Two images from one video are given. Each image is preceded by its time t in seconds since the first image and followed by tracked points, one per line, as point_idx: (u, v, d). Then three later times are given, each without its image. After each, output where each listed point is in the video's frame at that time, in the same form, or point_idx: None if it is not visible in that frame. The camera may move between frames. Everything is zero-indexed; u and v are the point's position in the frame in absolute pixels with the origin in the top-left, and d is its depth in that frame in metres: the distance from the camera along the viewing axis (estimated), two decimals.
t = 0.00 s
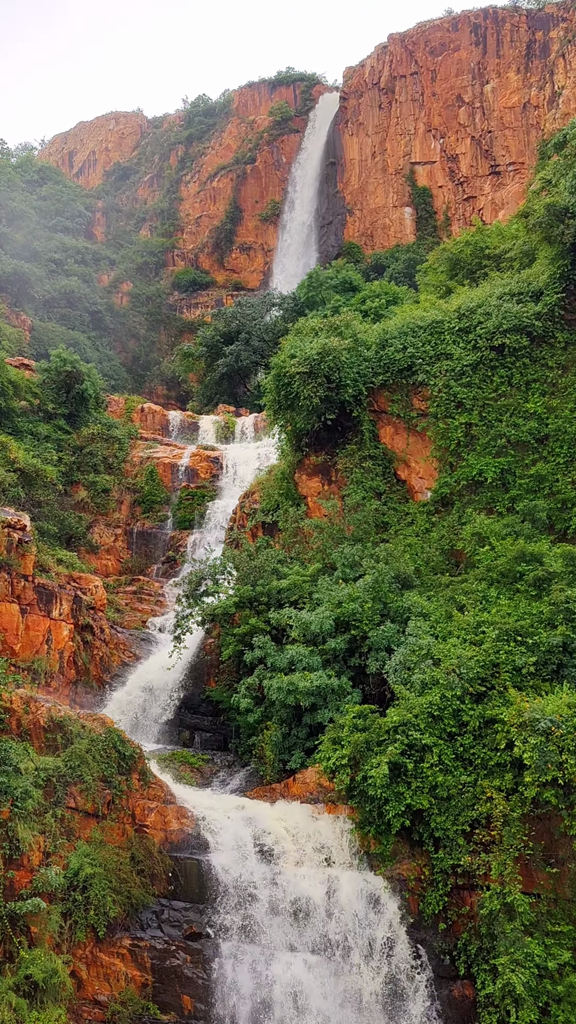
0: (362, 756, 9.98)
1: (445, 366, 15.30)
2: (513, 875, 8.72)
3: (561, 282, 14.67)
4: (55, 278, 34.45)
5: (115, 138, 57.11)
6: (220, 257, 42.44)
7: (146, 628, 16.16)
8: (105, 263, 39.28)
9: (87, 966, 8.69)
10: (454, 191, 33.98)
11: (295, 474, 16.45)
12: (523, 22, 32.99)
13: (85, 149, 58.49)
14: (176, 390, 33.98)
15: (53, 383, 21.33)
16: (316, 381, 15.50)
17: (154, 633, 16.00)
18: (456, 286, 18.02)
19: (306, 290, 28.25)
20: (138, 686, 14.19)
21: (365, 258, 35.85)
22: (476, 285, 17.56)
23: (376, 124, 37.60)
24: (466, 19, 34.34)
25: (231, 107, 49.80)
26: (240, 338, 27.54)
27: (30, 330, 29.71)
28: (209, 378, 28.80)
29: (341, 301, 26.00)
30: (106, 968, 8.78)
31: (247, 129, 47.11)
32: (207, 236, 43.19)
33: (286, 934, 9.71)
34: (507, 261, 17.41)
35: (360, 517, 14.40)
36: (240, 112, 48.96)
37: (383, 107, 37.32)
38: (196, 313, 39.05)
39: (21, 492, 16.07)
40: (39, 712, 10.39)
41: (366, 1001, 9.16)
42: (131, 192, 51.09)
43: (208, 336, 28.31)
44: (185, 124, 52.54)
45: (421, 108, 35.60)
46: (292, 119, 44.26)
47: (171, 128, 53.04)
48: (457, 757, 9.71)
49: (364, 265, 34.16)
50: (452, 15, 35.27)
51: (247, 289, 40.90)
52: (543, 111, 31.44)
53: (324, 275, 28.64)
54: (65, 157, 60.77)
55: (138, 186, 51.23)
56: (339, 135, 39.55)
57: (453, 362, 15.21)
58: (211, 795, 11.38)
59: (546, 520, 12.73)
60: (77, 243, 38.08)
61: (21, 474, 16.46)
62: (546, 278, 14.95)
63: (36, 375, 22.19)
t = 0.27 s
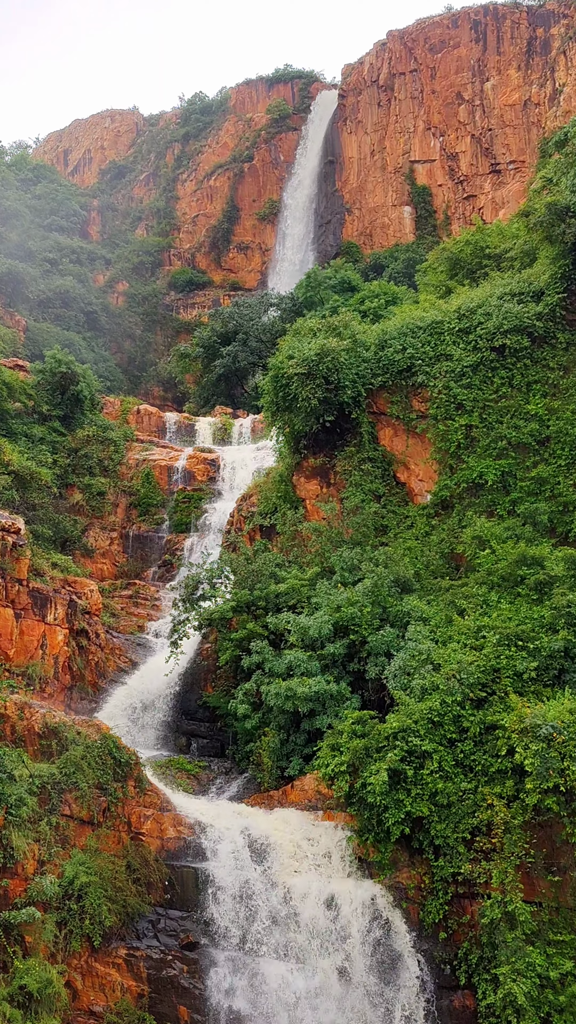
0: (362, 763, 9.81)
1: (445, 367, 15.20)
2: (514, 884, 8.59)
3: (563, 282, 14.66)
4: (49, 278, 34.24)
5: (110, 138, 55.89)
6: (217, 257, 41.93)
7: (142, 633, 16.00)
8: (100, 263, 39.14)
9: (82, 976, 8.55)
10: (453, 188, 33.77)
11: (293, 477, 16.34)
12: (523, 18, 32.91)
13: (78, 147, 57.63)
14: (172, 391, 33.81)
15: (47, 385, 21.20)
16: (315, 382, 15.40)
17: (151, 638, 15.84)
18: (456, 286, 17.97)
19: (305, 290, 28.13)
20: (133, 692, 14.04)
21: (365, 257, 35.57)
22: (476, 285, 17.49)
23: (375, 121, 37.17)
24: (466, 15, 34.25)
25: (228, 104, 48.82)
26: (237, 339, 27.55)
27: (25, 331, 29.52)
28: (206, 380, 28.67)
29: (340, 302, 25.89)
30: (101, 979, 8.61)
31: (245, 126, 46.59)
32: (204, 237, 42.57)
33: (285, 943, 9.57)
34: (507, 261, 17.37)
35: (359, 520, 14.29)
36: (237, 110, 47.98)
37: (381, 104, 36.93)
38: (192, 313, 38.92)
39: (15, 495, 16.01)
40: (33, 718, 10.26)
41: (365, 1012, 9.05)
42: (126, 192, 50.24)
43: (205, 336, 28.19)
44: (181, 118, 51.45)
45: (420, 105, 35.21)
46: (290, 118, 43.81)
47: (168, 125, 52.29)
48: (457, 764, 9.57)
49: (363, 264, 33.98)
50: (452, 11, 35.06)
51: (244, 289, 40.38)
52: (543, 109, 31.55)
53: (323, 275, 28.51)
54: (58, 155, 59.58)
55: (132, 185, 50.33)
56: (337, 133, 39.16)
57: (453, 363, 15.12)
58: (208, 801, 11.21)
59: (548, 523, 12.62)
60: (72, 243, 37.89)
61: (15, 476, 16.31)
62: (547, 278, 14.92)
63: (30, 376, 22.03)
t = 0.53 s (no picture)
0: (362, 772, 9.64)
1: (447, 369, 15.08)
2: (517, 894, 8.44)
3: (566, 283, 14.58)
4: (44, 279, 34.08)
5: (106, 137, 55.57)
6: (215, 258, 41.56)
7: (138, 639, 15.83)
8: (96, 264, 38.98)
9: (77, 988, 8.40)
10: (455, 188, 33.54)
11: (292, 481, 16.24)
12: (525, 17, 32.94)
13: (75, 147, 57.42)
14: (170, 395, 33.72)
15: (43, 388, 21.04)
16: (314, 385, 15.29)
17: (147, 645, 15.65)
18: (457, 287, 17.89)
19: (304, 292, 28.03)
20: (131, 698, 13.83)
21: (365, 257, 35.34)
22: (478, 286, 17.41)
23: (375, 120, 37.15)
24: (468, 13, 34.17)
25: (226, 103, 48.50)
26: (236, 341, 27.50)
27: (20, 334, 29.39)
28: (204, 383, 28.55)
29: (340, 303, 25.78)
30: (97, 992, 8.48)
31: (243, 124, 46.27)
32: (201, 238, 42.23)
33: (284, 955, 9.40)
34: (509, 262, 17.29)
35: (359, 525, 14.18)
36: (235, 109, 47.62)
37: (382, 103, 36.83)
38: (190, 316, 38.85)
39: (8, 499, 15.97)
40: (28, 726, 10.09)
41: None
42: (123, 192, 49.90)
43: (203, 339, 28.09)
44: (179, 118, 51.31)
45: (421, 104, 35.12)
46: (288, 117, 43.81)
47: (165, 125, 52.15)
48: (459, 773, 9.42)
49: (363, 265, 33.87)
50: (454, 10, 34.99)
51: (242, 291, 40.16)
52: (546, 108, 31.55)
53: (322, 276, 28.38)
54: (54, 155, 59.27)
55: (129, 186, 50.06)
56: (338, 133, 39.12)
57: (455, 366, 15.00)
58: (205, 810, 11.03)
59: (551, 527, 12.49)
60: (67, 244, 37.77)
61: (10, 480, 16.16)
62: (550, 280, 14.84)
63: (25, 379, 21.89)
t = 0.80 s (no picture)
0: (362, 780, 9.50)
1: (448, 372, 14.98)
2: (520, 905, 8.30)
3: (569, 284, 14.50)
4: (41, 280, 34.01)
5: (103, 136, 55.65)
6: (213, 258, 41.54)
7: (136, 646, 15.71)
8: (93, 265, 38.90)
9: (73, 1000, 8.31)
10: (458, 191, 33.48)
11: (291, 486, 16.13)
12: (528, 16, 32.76)
13: (71, 148, 57.38)
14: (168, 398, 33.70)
15: (39, 391, 20.94)
16: (314, 388, 15.21)
17: (144, 652, 15.50)
18: (459, 289, 17.84)
19: (304, 294, 27.95)
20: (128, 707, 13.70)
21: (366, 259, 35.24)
22: (480, 289, 17.34)
23: (376, 120, 36.92)
24: (470, 13, 34.00)
25: (225, 104, 48.52)
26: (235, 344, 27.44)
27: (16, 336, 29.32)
28: (202, 386, 28.48)
29: (340, 305, 25.71)
30: (94, 1004, 8.38)
31: (242, 125, 46.16)
32: (199, 239, 42.19)
33: (283, 967, 9.27)
34: (512, 264, 17.23)
35: (359, 531, 14.08)
36: (234, 109, 47.68)
37: (383, 103, 36.68)
38: (188, 318, 38.83)
39: (5, 504, 15.81)
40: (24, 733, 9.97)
41: None
42: (120, 192, 49.96)
43: (201, 343, 28.03)
44: (177, 118, 51.27)
45: (423, 105, 35.02)
46: (288, 116, 43.70)
47: (163, 125, 52.10)
48: (461, 781, 9.28)
49: (364, 267, 33.86)
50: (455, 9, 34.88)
51: (241, 292, 40.25)
52: (549, 109, 31.41)
53: (323, 278, 28.26)
54: (50, 155, 59.33)
55: (127, 186, 50.09)
56: (337, 134, 38.78)
57: (456, 369, 14.89)
58: (204, 818, 10.86)
59: (555, 532, 12.38)
60: (64, 245, 37.71)
61: (5, 485, 16.06)
62: (553, 282, 14.76)
63: (21, 382, 21.80)
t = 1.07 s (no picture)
0: (364, 790, 9.35)
1: (451, 374, 14.84)
2: (523, 917, 8.14)
3: (573, 285, 14.36)
4: (38, 282, 33.97)
5: (103, 134, 55.73)
6: (213, 259, 41.59)
7: (133, 652, 15.54)
8: (91, 266, 38.65)
9: (70, 1014, 8.12)
10: (460, 190, 32.98)
11: (291, 490, 15.99)
12: (532, 12, 32.04)
13: (68, 148, 57.44)
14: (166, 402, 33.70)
15: (36, 394, 20.85)
16: (314, 391, 15.09)
17: (142, 660, 15.33)
18: (463, 291, 17.77)
19: (304, 295, 27.78)
20: (124, 718, 13.52)
21: (367, 260, 35.12)
22: (483, 291, 17.22)
23: (377, 120, 36.66)
24: (473, 11, 33.50)
25: (225, 103, 48.32)
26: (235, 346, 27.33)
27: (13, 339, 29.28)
28: (201, 389, 28.41)
29: (341, 306, 25.57)
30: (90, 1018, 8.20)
31: (242, 124, 45.94)
32: (198, 239, 42.21)
33: (283, 981, 9.09)
34: (516, 265, 17.13)
35: (361, 535, 13.97)
36: (234, 109, 47.39)
37: (384, 102, 36.42)
38: (187, 320, 38.79)
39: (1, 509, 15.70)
40: (20, 742, 9.83)
41: None
42: (118, 192, 50.03)
43: (200, 345, 27.95)
44: (176, 117, 51.17)
45: (425, 104, 34.59)
46: (288, 115, 43.50)
47: (162, 124, 51.95)
48: (465, 791, 9.12)
49: (365, 269, 33.83)
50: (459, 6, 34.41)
51: (240, 292, 40.34)
52: (552, 108, 30.65)
53: (323, 279, 28.09)
54: (47, 154, 59.43)
55: (126, 185, 50.17)
56: (339, 132, 38.75)
57: (459, 371, 14.76)
58: (203, 829, 10.68)
59: (558, 538, 12.30)
60: (61, 246, 37.67)
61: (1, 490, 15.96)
62: (557, 283, 14.60)
63: (17, 385, 21.73)
